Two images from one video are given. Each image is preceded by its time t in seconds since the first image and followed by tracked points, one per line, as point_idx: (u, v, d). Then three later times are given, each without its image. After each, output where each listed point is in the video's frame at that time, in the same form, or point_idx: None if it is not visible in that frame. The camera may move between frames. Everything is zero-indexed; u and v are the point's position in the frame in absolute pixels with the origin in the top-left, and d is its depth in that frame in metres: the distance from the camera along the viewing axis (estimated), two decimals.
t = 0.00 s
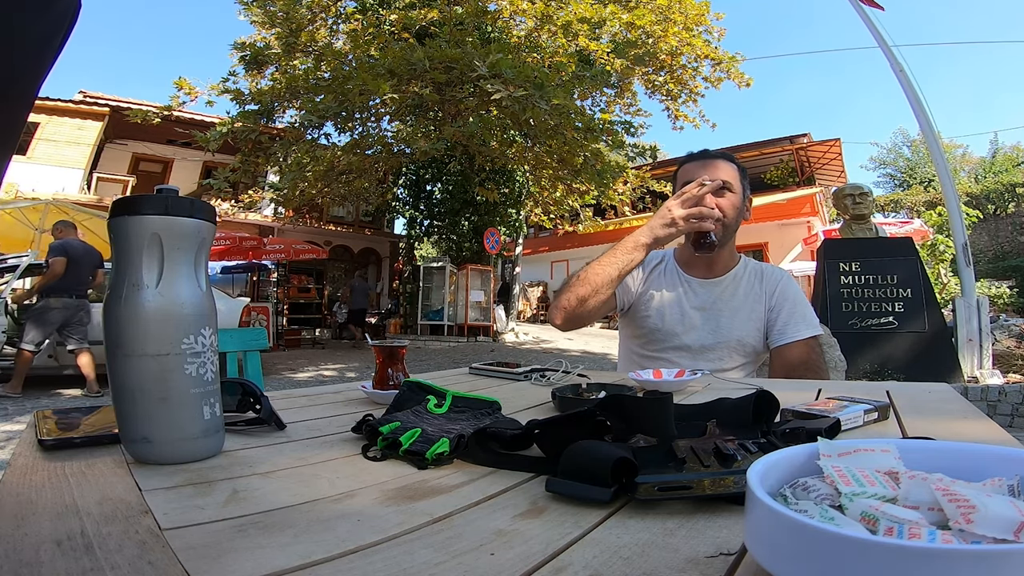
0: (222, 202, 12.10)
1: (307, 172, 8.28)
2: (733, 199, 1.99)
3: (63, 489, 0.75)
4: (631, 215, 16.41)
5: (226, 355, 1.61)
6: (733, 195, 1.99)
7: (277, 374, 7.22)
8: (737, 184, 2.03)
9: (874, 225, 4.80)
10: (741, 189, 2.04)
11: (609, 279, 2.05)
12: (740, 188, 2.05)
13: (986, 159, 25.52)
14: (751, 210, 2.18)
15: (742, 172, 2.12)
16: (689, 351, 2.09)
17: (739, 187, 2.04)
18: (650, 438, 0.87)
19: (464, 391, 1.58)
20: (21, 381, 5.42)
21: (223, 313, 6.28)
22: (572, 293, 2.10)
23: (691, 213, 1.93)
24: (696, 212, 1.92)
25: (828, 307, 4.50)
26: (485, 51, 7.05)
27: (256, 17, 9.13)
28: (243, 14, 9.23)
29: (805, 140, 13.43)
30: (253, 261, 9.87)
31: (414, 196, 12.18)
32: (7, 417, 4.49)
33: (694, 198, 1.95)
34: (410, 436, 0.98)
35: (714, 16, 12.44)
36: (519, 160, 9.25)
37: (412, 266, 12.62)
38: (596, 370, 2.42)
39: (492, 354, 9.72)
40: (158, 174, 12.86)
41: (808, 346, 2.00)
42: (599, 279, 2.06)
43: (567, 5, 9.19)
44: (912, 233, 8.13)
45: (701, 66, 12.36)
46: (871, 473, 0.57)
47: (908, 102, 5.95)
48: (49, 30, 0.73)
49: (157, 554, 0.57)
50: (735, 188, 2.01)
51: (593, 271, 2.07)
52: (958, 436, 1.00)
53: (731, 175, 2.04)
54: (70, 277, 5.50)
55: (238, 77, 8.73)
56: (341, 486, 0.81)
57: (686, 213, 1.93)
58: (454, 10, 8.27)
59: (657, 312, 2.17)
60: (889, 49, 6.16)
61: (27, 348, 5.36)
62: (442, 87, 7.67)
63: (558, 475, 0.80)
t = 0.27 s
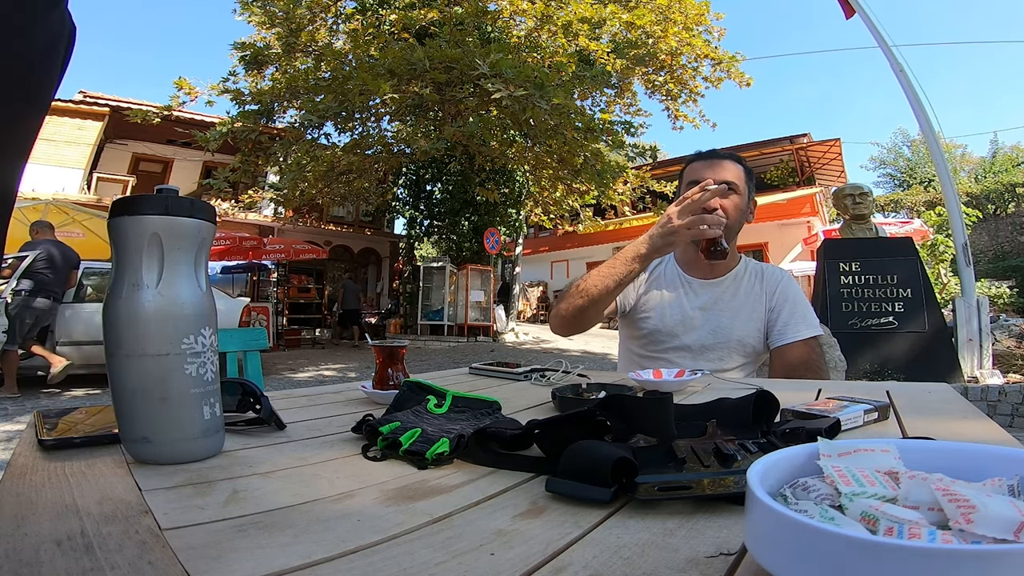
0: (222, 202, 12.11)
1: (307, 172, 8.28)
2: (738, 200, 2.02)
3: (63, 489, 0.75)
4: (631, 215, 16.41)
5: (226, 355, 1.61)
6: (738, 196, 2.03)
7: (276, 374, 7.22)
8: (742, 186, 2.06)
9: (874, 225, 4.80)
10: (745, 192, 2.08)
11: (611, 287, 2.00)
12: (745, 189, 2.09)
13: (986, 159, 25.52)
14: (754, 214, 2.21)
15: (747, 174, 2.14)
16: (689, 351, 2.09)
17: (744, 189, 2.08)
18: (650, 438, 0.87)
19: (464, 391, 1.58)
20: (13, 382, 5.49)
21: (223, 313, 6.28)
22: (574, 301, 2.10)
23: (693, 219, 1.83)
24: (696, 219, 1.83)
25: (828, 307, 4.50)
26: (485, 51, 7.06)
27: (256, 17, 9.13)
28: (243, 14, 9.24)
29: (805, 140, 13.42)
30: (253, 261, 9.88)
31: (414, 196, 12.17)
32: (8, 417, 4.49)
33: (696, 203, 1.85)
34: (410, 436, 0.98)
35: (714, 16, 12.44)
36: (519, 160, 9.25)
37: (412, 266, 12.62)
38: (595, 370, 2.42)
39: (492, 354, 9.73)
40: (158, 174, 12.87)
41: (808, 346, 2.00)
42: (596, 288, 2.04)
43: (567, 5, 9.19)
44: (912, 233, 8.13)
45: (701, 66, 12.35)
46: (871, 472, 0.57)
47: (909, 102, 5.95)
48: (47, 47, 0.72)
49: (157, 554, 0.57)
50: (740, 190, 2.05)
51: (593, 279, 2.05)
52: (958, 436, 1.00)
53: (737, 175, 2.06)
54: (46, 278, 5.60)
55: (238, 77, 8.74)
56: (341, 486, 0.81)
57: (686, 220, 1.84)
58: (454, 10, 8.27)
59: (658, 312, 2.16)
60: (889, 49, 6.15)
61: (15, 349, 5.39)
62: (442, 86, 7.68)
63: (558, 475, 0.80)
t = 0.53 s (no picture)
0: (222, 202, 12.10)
1: (307, 172, 8.28)
2: (744, 202, 2.06)
3: (62, 490, 0.75)
4: (631, 215, 16.41)
5: (225, 355, 1.61)
6: (745, 198, 2.06)
7: (277, 374, 7.22)
8: (751, 187, 2.09)
9: (874, 225, 4.80)
10: (753, 193, 2.11)
11: (604, 292, 2.00)
12: (753, 191, 2.11)
13: (986, 159, 25.51)
14: (759, 216, 2.24)
15: (756, 175, 2.15)
16: (689, 351, 2.09)
17: (752, 190, 2.10)
18: (650, 438, 0.87)
19: (464, 391, 1.58)
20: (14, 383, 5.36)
21: (223, 313, 6.30)
22: (570, 302, 2.14)
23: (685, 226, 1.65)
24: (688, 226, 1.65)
25: (828, 307, 4.50)
26: (485, 51, 7.05)
27: (255, 17, 9.12)
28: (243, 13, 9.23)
29: (805, 140, 13.42)
30: (253, 261, 9.87)
31: (414, 195, 12.15)
32: (8, 417, 4.49)
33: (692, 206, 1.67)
34: (410, 436, 0.98)
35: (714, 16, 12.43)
36: (519, 160, 9.25)
37: (412, 266, 12.61)
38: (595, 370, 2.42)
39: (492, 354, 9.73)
40: (158, 174, 12.87)
41: (808, 346, 2.00)
42: (591, 292, 2.05)
43: (567, 5, 9.19)
44: (912, 233, 8.13)
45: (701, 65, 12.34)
46: (871, 472, 0.57)
47: (909, 102, 5.95)
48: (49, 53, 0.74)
49: (157, 554, 0.57)
50: (746, 192, 2.07)
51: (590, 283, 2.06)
52: (958, 436, 1.00)
53: (745, 177, 2.06)
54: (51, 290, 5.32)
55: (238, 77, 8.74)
56: (341, 485, 0.81)
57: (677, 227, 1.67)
58: (454, 9, 8.27)
59: (659, 312, 2.17)
60: (889, 49, 6.15)
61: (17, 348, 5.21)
62: (442, 86, 7.68)
63: (557, 475, 0.80)
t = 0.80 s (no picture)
0: (222, 202, 12.10)
1: (307, 173, 8.28)
2: (751, 203, 2.07)
3: (63, 489, 0.75)
4: (631, 215, 16.40)
5: (225, 355, 1.61)
6: (753, 199, 2.07)
7: (276, 374, 7.23)
8: (758, 188, 2.10)
9: (874, 225, 4.80)
10: (760, 195, 2.12)
11: (597, 309, 2.01)
12: (760, 193, 2.12)
13: (986, 159, 25.49)
14: (764, 218, 2.25)
15: (763, 176, 2.16)
16: (690, 351, 2.09)
17: (760, 191, 2.11)
18: (650, 438, 0.88)
19: (464, 391, 1.58)
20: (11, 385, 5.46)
21: (223, 313, 6.29)
22: (566, 312, 2.16)
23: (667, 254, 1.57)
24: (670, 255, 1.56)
25: (828, 307, 4.50)
26: (485, 51, 7.06)
27: (255, 17, 9.11)
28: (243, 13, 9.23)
29: (805, 140, 13.42)
30: (253, 261, 9.88)
31: (414, 196, 12.14)
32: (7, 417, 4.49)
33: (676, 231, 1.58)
34: (410, 437, 0.98)
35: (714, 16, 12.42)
36: (519, 160, 9.25)
37: (412, 266, 12.59)
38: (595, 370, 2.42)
39: (492, 354, 9.72)
40: (158, 174, 12.87)
41: (808, 347, 2.00)
42: (588, 304, 2.07)
43: (567, 5, 9.20)
44: (913, 233, 8.13)
45: (700, 65, 12.33)
46: (872, 472, 0.57)
47: (909, 102, 5.95)
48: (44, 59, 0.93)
49: (157, 554, 0.57)
50: (754, 193, 2.07)
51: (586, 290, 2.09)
52: (958, 436, 1.00)
53: (753, 178, 2.07)
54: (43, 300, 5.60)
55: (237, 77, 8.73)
56: (341, 486, 0.81)
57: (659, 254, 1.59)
58: (454, 9, 8.26)
59: (660, 311, 2.16)
60: (889, 49, 6.15)
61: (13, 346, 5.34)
62: (441, 86, 7.67)
63: (558, 475, 0.80)
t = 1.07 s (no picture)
0: (222, 202, 12.11)
1: (307, 173, 8.28)
2: (754, 203, 2.06)
3: (63, 489, 0.75)
4: (631, 215, 16.40)
5: (225, 355, 1.61)
6: (756, 199, 2.06)
7: (276, 374, 7.23)
8: (761, 188, 2.10)
9: (874, 225, 4.80)
10: (763, 195, 2.11)
11: (596, 329, 1.80)
12: (763, 193, 2.11)
13: (986, 159, 25.46)
14: (767, 218, 2.25)
15: (767, 177, 2.16)
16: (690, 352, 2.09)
17: (763, 191, 2.11)
18: (650, 438, 0.87)
19: (464, 391, 1.58)
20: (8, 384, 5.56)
21: (223, 313, 6.30)
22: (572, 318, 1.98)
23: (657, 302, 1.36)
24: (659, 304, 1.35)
25: (828, 307, 4.50)
26: (485, 51, 7.07)
27: (255, 16, 9.11)
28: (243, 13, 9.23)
29: (805, 140, 13.42)
30: (253, 261, 9.88)
31: (414, 195, 12.13)
32: (8, 417, 4.49)
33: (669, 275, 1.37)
34: (410, 436, 0.98)
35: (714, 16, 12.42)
36: (519, 160, 9.24)
37: (412, 266, 12.60)
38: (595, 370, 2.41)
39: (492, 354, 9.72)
40: (158, 174, 12.86)
41: (809, 347, 2.00)
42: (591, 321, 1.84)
43: (567, 5, 9.20)
44: (913, 233, 8.13)
45: (701, 65, 12.32)
46: (871, 472, 0.57)
47: (909, 102, 5.95)
48: (41, 52, 0.86)
49: (156, 554, 0.57)
50: (757, 194, 2.07)
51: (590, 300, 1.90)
52: (957, 437, 1.00)
53: (757, 178, 2.07)
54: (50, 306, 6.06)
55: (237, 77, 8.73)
56: (341, 486, 0.81)
57: (650, 300, 1.38)
58: (454, 9, 8.27)
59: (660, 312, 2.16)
60: (889, 49, 6.15)
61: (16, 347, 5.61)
62: (441, 86, 7.67)
63: (558, 475, 0.80)
